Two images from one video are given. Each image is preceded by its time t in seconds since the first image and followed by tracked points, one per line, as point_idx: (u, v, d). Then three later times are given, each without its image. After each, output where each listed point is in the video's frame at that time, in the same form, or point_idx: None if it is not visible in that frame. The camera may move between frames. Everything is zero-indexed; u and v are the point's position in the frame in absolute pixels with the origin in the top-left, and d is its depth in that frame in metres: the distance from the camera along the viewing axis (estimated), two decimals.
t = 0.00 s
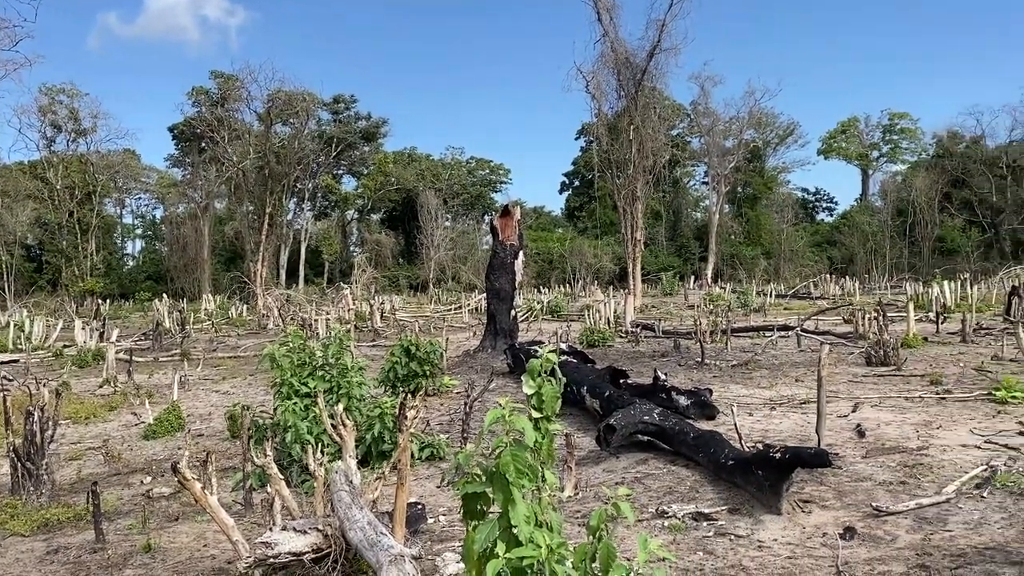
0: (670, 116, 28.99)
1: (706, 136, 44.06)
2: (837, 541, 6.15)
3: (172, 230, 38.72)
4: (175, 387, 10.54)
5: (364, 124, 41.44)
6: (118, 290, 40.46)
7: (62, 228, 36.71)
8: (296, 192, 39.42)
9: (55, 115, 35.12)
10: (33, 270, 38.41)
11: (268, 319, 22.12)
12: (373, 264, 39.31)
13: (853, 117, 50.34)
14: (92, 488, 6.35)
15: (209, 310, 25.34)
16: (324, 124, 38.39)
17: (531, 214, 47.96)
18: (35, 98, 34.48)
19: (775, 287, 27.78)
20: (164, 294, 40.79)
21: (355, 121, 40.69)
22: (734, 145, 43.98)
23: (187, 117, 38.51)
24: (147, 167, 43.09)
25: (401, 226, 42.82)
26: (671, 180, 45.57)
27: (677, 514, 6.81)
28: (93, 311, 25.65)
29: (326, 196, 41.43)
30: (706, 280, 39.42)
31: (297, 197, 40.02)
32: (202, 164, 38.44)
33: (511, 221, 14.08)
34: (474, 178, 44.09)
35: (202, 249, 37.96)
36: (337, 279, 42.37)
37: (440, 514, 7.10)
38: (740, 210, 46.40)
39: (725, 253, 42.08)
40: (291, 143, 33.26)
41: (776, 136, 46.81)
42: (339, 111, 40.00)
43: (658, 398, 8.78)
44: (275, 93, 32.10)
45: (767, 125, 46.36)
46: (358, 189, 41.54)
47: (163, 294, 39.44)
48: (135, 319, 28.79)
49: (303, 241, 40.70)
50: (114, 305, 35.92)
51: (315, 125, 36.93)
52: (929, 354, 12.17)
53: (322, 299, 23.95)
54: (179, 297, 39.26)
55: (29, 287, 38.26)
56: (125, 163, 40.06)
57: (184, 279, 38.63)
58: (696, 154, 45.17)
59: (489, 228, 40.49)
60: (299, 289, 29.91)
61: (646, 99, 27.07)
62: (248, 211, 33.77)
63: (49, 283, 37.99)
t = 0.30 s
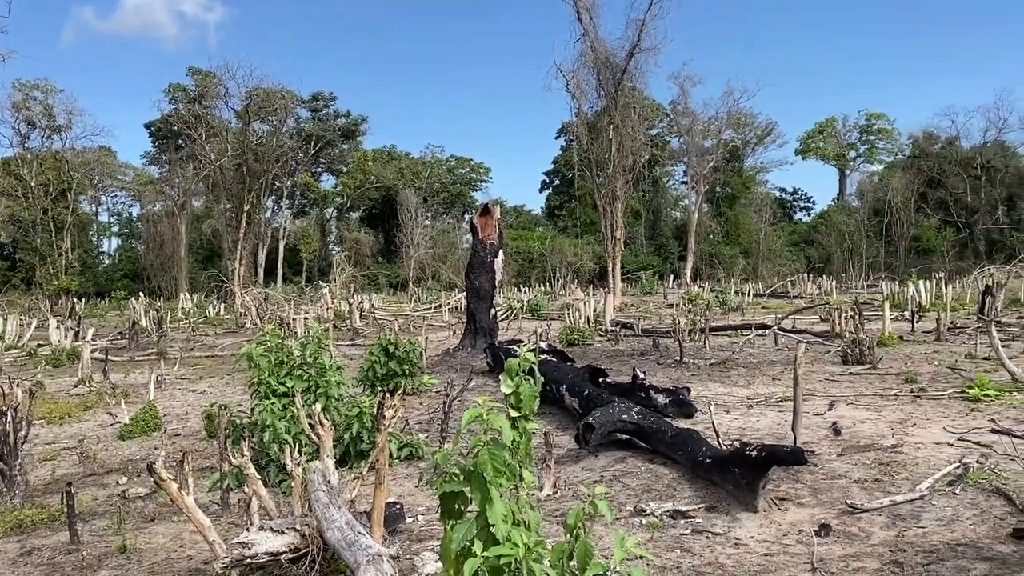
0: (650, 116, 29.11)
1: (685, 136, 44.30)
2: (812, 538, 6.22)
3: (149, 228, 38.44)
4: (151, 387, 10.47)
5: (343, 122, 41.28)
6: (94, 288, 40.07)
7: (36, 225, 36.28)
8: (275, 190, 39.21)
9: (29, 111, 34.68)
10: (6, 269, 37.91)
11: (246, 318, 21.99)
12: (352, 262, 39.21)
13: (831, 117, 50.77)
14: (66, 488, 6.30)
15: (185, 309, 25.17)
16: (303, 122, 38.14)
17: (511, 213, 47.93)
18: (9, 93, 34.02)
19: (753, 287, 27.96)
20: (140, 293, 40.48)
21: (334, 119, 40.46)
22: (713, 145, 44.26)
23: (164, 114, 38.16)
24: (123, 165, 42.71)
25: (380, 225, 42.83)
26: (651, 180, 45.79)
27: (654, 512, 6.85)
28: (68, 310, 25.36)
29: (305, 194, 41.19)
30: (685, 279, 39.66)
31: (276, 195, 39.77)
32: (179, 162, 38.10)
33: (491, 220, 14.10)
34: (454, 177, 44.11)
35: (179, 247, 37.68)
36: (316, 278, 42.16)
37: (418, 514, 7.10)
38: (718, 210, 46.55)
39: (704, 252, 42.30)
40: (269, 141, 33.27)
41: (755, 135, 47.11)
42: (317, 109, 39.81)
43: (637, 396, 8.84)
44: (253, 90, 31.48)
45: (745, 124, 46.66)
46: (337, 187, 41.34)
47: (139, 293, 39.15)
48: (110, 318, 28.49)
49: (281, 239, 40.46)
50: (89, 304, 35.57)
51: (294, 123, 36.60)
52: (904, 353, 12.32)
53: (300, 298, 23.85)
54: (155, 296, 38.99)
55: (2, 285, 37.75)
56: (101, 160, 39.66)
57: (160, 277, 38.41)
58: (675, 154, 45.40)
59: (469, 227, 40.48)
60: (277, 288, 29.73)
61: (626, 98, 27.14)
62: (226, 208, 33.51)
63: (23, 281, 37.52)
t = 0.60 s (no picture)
0: (630, 116, 29.25)
1: (665, 136, 44.54)
2: (789, 535, 6.28)
3: (125, 227, 38.18)
4: (127, 387, 10.36)
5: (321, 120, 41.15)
6: (68, 288, 39.61)
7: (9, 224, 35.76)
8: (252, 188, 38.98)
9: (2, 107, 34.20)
10: None
11: (224, 317, 21.84)
12: (331, 262, 39.10)
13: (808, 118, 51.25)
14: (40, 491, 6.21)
15: (162, 308, 24.98)
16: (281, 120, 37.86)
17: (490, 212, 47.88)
18: None
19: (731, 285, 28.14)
20: (116, 292, 40.06)
21: (312, 117, 40.26)
22: (692, 144, 44.54)
23: (140, 112, 37.79)
24: (98, 163, 42.23)
25: (359, 224, 42.69)
26: (630, 180, 45.99)
27: (634, 511, 6.88)
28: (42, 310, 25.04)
29: (283, 193, 40.94)
30: (664, 279, 39.87)
31: (253, 194, 39.48)
32: (156, 160, 37.75)
33: (471, 219, 14.10)
34: (433, 176, 44.08)
35: (155, 246, 37.35)
36: (294, 277, 41.89)
37: (398, 514, 7.09)
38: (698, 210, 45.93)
39: (682, 252, 42.54)
40: (247, 139, 32.85)
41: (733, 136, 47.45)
42: (296, 107, 39.56)
43: (616, 395, 8.88)
44: (230, 88, 31.41)
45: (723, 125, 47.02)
46: (316, 186, 41.05)
47: (115, 293, 38.74)
48: (85, 318, 28.15)
49: (259, 238, 40.17)
50: (64, 304, 35.14)
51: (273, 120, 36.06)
52: (879, 352, 12.47)
53: (278, 298, 23.73)
54: (132, 295, 38.62)
55: None
56: (75, 158, 39.19)
57: (137, 277, 38.17)
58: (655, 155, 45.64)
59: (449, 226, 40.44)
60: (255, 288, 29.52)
61: (605, 98, 27.24)
62: (202, 207, 33.20)
63: None
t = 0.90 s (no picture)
0: (609, 116, 29.35)
1: (644, 136, 44.78)
2: (767, 533, 6.35)
3: (101, 226, 37.84)
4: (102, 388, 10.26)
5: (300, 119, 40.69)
6: (42, 288, 39.17)
7: None
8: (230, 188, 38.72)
9: None
10: None
11: (201, 317, 21.67)
12: (310, 261, 39.02)
13: (785, 119, 51.69)
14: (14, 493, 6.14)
15: (139, 308, 24.80)
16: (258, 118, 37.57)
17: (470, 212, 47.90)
18: None
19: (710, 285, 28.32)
20: (92, 292, 39.66)
21: (291, 116, 39.89)
22: (671, 145, 44.81)
23: (116, 110, 37.42)
24: (73, 161, 41.74)
25: (338, 223, 42.52)
26: (610, 180, 46.18)
27: (613, 509, 6.91)
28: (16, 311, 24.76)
29: (261, 192, 40.69)
30: (643, 279, 40.09)
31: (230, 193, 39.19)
32: (132, 158, 37.35)
33: (450, 219, 14.10)
34: (413, 175, 44.02)
35: (132, 246, 37.04)
36: (273, 277, 41.64)
37: (377, 514, 7.09)
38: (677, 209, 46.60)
39: (661, 252, 42.79)
40: (225, 137, 32.49)
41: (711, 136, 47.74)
42: (274, 106, 39.27)
43: (596, 394, 8.92)
44: (208, 86, 31.21)
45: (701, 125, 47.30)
46: (294, 185, 40.81)
47: (90, 293, 38.36)
48: (59, 318, 27.85)
49: (237, 238, 39.89)
50: (38, 304, 34.74)
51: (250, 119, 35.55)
52: (856, 351, 12.61)
53: (257, 298, 23.62)
54: (108, 295, 38.27)
55: None
56: (50, 157, 38.74)
57: (114, 276, 37.90)
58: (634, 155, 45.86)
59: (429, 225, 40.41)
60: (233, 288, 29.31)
61: (585, 98, 27.32)
62: (179, 206, 32.90)
63: None
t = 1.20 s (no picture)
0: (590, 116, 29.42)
1: (624, 136, 44.97)
2: (745, 531, 6.41)
3: (77, 226, 37.42)
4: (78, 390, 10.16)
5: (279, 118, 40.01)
6: (17, 288, 38.69)
7: None
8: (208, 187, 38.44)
9: None
10: None
11: (179, 318, 21.52)
12: (289, 261, 38.91)
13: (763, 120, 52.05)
14: None
15: (115, 309, 24.60)
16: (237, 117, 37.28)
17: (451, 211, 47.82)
18: None
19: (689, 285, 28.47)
20: (68, 293, 39.22)
21: (270, 115, 39.54)
22: (651, 145, 45.02)
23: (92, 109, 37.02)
24: (49, 160, 41.23)
25: (317, 223, 42.28)
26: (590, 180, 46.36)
27: (593, 508, 6.95)
28: None
29: (240, 191, 40.42)
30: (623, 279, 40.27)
31: (208, 192, 38.93)
32: (109, 158, 36.95)
33: (431, 219, 14.10)
34: (393, 175, 43.89)
35: (108, 246, 36.67)
36: (251, 277, 41.35)
37: (357, 515, 7.08)
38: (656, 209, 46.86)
39: (641, 252, 42.99)
40: (203, 137, 32.09)
41: (690, 137, 47.94)
42: (252, 105, 38.98)
43: (576, 394, 8.95)
44: (187, 85, 30.83)
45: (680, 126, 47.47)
46: (273, 185, 40.60)
47: (66, 293, 37.94)
48: (34, 319, 27.54)
49: (215, 237, 39.55)
50: (12, 304, 34.32)
51: (228, 118, 35.31)
52: (834, 350, 12.74)
53: (235, 298, 23.48)
54: (83, 296, 37.87)
55: None
56: (24, 156, 38.27)
57: (90, 276, 37.53)
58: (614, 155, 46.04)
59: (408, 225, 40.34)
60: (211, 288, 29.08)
61: (565, 98, 27.37)
62: (157, 205, 32.55)
63: None
